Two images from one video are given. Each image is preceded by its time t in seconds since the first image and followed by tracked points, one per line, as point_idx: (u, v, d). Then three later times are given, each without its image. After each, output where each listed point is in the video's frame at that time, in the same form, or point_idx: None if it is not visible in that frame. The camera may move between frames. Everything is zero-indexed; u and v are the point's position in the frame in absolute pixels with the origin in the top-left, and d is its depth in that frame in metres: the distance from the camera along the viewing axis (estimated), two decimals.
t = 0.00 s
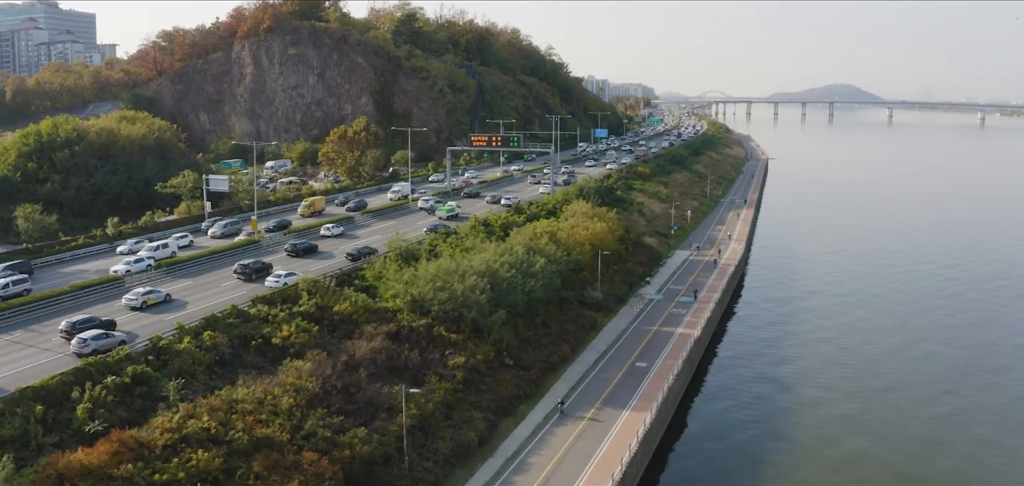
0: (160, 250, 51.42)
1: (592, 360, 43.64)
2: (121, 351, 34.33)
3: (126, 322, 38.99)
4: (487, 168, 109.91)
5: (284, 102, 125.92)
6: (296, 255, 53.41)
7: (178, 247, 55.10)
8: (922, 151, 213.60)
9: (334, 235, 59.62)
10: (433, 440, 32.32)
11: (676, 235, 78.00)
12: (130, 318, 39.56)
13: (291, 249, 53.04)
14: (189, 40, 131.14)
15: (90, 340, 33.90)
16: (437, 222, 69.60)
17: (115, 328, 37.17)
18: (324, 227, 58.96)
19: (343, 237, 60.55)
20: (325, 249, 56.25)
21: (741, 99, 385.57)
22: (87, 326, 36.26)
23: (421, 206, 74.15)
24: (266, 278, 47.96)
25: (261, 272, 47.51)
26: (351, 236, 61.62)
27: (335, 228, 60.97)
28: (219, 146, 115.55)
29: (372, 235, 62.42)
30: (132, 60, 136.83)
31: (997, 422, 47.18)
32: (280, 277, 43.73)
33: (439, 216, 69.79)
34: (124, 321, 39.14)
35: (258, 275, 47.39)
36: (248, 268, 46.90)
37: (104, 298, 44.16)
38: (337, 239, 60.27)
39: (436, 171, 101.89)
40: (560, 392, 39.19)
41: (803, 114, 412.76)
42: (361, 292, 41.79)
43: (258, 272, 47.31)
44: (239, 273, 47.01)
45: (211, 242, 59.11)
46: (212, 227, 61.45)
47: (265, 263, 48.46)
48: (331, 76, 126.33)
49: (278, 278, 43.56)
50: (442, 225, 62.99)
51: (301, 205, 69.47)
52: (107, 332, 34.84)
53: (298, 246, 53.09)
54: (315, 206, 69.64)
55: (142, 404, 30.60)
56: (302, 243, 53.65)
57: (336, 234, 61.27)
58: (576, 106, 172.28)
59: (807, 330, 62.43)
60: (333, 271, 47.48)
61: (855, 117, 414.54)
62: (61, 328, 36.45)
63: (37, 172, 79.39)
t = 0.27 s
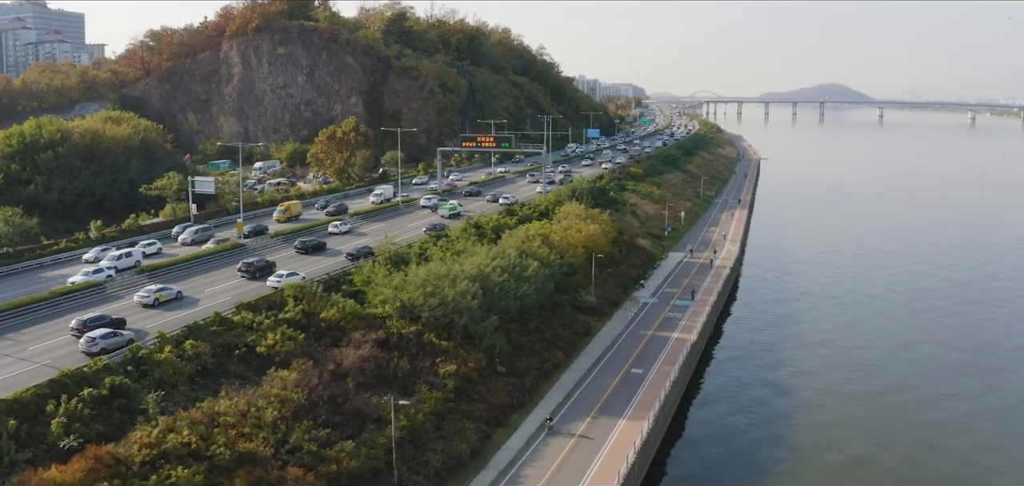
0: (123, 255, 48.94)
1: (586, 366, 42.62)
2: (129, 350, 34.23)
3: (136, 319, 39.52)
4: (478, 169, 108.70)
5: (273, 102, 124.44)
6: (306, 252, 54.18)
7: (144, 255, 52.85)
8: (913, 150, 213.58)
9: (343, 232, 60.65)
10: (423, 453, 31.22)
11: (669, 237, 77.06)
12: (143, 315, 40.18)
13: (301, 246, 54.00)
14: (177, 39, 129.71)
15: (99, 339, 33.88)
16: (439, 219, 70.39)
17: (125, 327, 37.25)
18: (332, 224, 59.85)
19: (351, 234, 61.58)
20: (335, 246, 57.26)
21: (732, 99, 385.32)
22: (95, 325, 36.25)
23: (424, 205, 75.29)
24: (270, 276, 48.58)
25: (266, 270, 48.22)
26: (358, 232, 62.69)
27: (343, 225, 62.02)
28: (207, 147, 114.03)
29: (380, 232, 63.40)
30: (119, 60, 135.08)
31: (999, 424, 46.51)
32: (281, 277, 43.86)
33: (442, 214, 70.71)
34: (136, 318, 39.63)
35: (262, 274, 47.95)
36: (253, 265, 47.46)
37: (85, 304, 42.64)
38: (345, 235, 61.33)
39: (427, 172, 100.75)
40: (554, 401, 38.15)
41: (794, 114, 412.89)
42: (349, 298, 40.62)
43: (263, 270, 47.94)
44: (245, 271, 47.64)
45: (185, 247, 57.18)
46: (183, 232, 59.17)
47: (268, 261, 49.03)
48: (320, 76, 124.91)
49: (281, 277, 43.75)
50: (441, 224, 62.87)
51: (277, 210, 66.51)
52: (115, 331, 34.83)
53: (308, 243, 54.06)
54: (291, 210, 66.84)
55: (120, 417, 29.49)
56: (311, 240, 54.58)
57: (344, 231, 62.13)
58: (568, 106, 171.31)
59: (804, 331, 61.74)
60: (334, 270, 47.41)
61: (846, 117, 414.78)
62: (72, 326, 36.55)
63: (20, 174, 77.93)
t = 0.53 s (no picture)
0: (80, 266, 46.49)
1: (580, 373, 41.63)
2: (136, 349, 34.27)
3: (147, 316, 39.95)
4: (469, 170, 107.50)
5: (261, 103, 122.98)
6: (313, 249, 55.25)
7: (109, 263, 51.03)
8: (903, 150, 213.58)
9: (349, 230, 61.67)
10: (413, 466, 30.17)
11: (662, 238, 76.14)
12: (154, 312, 40.51)
13: (308, 244, 54.93)
14: (164, 39, 128.21)
15: (107, 337, 33.90)
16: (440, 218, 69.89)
17: (133, 325, 37.38)
18: (338, 222, 60.86)
19: (358, 231, 62.61)
20: (342, 243, 58.19)
21: (722, 99, 385.39)
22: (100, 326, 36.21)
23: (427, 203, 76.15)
24: (273, 274, 49.00)
25: (269, 269, 48.63)
26: (364, 230, 63.67)
27: (349, 223, 63.09)
28: (194, 148, 112.44)
29: (385, 230, 64.26)
30: (105, 60, 133.28)
31: (999, 427, 45.84)
32: (282, 277, 43.40)
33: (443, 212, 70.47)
34: (146, 315, 39.94)
35: (265, 272, 48.36)
36: (257, 264, 47.89)
37: (64, 312, 41.26)
38: (352, 233, 62.42)
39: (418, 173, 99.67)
40: (547, 409, 37.16)
41: (783, 114, 413.33)
42: (336, 304, 39.51)
43: (265, 268, 48.30)
44: (248, 270, 48.12)
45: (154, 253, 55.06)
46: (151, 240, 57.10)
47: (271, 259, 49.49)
48: (309, 76, 123.58)
49: (282, 277, 43.20)
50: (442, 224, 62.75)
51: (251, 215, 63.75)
52: (122, 330, 34.82)
53: (314, 241, 55.00)
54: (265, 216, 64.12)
55: (97, 432, 28.43)
56: (318, 238, 55.52)
57: (351, 229, 63.06)
58: (559, 106, 170.42)
59: (800, 333, 61.09)
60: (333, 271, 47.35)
61: (835, 117, 415.47)
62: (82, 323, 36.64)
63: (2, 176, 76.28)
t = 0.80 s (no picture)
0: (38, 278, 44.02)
1: (573, 380, 40.65)
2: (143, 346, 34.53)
3: (154, 312, 40.58)
4: (458, 171, 106.43)
5: (247, 103, 121.52)
6: (319, 246, 55.92)
7: (69, 273, 48.61)
8: (891, 150, 213.80)
9: (354, 227, 62.73)
10: (401, 480, 29.14)
11: (654, 240, 75.25)
12: (162, 309, 41.13)
13: (316, 241, 55.84)
14: (150, 39, 126.77)
15: (113, 336, 34.08)
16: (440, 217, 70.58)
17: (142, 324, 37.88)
18: (343, 219, 61.92)
19: (362, 229, 63.65)
20: (347, 240, 59.20)
21: (711, 99, 385.35)
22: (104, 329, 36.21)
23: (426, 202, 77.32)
24: (274, 272, 49.51)
25: (270, 266, 49.11)
26: (368, 228, 64.73)
27: (353, 220, 64.17)
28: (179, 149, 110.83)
29: (388, 228, 65.30)
30: (90, 60, 131.49)
31: (999, 429, 45.25)
32: (282, 278, 42.68)
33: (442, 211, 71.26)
34: (154, 312, 40.58)
35: (266, 270, 48.80)
36: (259, 263, 48.26)
37: (40, 320, 39.85)
38: (357, 230, 63.48)
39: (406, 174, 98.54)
40: (540, 418, 36.17)
41: (772, 113, 413.57)
42: (321, 310, 38.39)
43: (267, 268, 48.79)
44: (250, 268, 48.54)
45: (121, 261, 52.76)
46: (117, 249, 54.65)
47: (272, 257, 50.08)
48: (296, 76, 122.22)
49: (282, 278, 42.56)
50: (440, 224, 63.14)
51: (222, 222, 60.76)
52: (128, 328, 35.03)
53: (321, 238, 55.94)
54: (238, 222, 61.39)
55: (72, 446, 27.28)
56: (324, 235, 56.44)
57: (354, 227, 63.98)
58: (548, 106, 169.52)
59: (795, 334, 60.48)
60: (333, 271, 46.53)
61: (824, 117, 415.97)
62: (91, 321, 37.04)
63: None
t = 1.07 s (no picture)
0: None
1: (564, 387, 39.76)
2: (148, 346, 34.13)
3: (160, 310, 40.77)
4: (446, 171, 105.36)
5: (233, 103, 120.05)
6: (323, 243, 57.17)
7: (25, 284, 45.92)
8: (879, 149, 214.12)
9: (357, 224, 63.87)
10: None
11: (645, 242, 74.48)
12: (168, 306, 41.52)
13: (322, 238, 56.97)
14: (135, 39, 125.24)
15: (118, 335, 33.67)
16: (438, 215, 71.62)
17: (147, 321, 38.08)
18: (346, 217, 62.90)
19: (365, 227, 64.77)
20: (351, 238, 60.28)
21: (700, 99, 385.54)
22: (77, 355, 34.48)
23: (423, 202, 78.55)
24: (274, 271, 49.51)
25: (270, 265, 49.14)
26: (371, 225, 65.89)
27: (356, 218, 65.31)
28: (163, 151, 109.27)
29: (389, 226, 66.39)
30: (73, 60, 129.72)
31: (996, 431, 44.73)
32: (281, 278, 42.97)
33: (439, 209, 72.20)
34: (161, 309, 40.99)
35: (267, 269, 48.83)
36: (259, 261, 48.22)
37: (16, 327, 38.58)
38: (359, 228, 64.58)
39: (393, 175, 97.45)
40: (531, 428, 35.25)
41: (759, 113, 413.96)
42: (305, 317, 37.33)
43: (268, 265, 48.77)
44: (251, 266, 48.51)
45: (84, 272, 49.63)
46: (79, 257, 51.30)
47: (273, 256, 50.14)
48: (282, 76, 120.78)
49: (281, 279, 42.87)
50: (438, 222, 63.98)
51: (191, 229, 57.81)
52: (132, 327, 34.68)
53: (327, 236, 57.05)
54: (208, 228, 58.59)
55: (45, 462, 26.16)
56: (330, 233, 57.56)
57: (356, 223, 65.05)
58: (537, 107, 168.70)
59: (789, 335, 59.89)
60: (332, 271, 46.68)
61: (811, 117, 416.92)
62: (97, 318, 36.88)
63: None
